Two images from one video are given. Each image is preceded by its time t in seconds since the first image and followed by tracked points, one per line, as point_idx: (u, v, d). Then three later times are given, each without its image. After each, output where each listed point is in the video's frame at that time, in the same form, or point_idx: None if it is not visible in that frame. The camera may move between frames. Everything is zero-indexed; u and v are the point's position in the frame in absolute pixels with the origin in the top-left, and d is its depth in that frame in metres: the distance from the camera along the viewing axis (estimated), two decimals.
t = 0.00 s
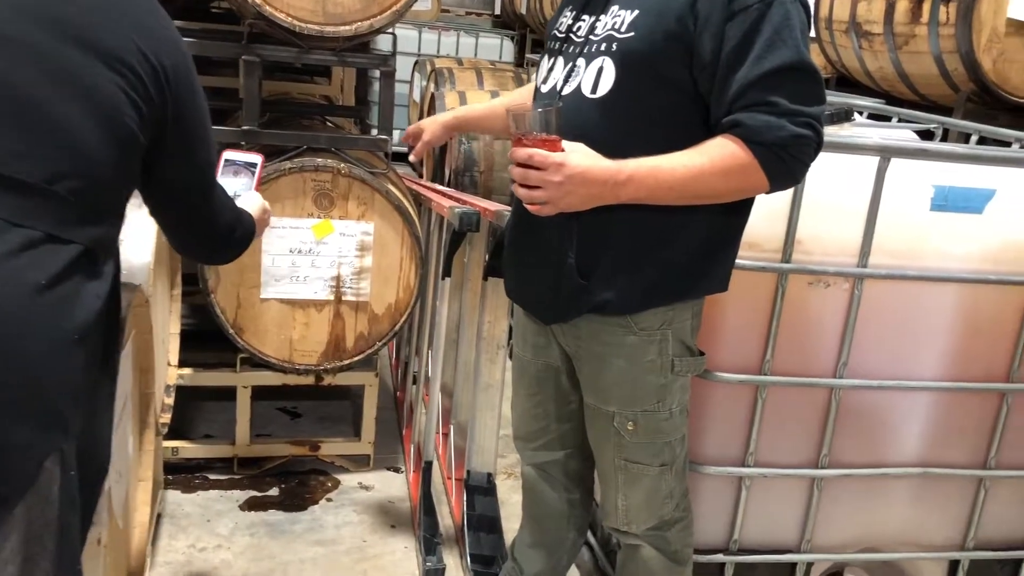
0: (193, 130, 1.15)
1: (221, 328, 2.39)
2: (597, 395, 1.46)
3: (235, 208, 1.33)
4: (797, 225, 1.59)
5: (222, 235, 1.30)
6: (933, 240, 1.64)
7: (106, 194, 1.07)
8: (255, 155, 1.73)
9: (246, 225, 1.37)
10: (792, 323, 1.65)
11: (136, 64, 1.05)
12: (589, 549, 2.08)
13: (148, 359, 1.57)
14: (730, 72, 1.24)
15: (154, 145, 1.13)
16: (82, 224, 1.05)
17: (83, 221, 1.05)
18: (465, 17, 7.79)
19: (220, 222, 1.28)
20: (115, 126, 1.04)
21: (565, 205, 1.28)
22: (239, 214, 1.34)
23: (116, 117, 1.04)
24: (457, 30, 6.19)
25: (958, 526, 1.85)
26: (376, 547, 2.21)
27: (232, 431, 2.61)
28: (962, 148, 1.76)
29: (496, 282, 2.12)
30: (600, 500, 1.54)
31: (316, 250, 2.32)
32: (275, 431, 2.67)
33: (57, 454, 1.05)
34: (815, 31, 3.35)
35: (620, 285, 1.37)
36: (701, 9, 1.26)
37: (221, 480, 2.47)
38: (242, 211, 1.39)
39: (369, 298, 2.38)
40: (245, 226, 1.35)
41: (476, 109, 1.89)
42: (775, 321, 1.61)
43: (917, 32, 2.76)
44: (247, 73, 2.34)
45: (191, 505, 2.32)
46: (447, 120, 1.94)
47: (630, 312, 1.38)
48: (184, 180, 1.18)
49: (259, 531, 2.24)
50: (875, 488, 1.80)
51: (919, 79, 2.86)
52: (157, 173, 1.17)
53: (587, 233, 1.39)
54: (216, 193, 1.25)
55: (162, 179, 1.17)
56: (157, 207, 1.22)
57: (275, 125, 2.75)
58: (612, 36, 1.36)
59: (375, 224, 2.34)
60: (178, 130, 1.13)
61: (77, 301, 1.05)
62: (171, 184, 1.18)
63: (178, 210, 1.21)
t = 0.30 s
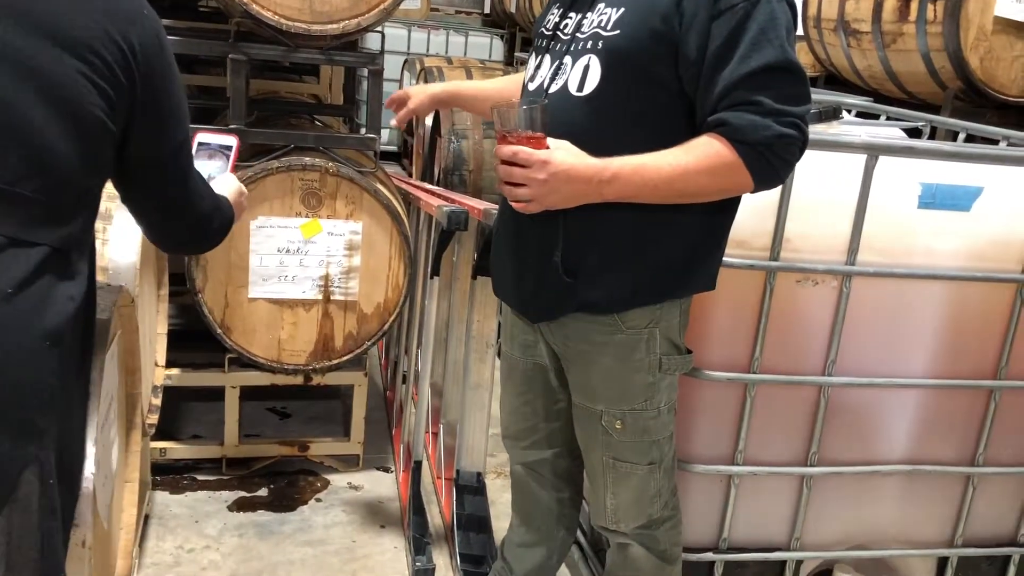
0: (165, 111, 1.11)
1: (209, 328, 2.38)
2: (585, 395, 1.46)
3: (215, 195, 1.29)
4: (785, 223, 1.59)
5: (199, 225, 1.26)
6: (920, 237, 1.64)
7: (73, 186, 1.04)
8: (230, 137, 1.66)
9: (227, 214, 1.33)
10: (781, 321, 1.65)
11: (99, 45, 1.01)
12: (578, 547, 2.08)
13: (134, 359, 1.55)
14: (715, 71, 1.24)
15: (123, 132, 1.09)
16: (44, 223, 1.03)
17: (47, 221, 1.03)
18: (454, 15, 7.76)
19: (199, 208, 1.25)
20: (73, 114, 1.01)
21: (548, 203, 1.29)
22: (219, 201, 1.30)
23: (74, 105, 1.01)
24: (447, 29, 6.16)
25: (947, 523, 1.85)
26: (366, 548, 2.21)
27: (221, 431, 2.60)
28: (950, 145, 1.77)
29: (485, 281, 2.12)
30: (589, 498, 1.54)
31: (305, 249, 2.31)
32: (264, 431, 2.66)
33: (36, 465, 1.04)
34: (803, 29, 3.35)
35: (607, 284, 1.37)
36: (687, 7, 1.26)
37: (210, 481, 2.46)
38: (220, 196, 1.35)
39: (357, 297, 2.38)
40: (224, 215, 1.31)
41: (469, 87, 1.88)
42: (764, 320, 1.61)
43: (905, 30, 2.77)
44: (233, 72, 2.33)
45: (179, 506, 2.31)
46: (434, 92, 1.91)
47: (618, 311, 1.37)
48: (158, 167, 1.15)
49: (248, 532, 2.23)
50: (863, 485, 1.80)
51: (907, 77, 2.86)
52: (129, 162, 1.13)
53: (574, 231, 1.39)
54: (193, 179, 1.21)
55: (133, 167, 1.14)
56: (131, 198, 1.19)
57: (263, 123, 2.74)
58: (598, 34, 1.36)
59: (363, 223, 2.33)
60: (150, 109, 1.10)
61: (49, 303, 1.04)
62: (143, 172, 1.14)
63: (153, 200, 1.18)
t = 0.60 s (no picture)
0: (133, 89, 1.05)
1: (205, 328, 2.38)
2: (580, 396, 1.46)
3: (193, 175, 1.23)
4: (781, 220, 1.58)
5: (175, 208, 1.20)
6: (915, 235, 1.64)
7: (31, 181, 0.98)
8: (205, 97, 1.71)
9: (202, 193, 1.27)
10: (777, 319, 1.65)
11: (50, 22, 0.94)
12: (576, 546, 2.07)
13: (129, 359, 1.52)
14: (711, 72, 1.24)
15: (85, 112, 1.03)
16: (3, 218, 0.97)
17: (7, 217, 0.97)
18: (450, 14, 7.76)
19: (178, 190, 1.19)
20: (25, 97, 0.95)
21: (545, 208, 1.27)
22: (197, 183, 1.24)
23: (25, 87, 0.94)
24: (443, 27, 6.16)
25: (944, 520, 1.85)
26: (363, 547, 2.20)
27: (216, 431, 2.60)
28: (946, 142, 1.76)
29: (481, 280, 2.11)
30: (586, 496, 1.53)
31: (300, 249, 2.30)
32: (260, 431, 2.65)
33: (6, 485, 0.99)
34: (799, 26, 3.35)
35: (603, 283, 1.37)
36: (686, 7, 1.26)
37: (206, 481, 2.45)
38: (192, 167, 1.29)
39: (353, 297, 2.37)
40: (199, 195, 1.25)
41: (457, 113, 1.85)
42: (759, 318, 1.61)
43: (900, 27, 2.77)
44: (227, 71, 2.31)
45: (175, 507, 2.31)
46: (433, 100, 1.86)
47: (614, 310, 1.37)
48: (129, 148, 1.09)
49: (244, 532, 2.23)
50: (859, 483, 1.80)
51: (902, 74, 2.86)
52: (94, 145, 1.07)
53: (568, 231, 1.38)
54: (167, 160, 1.15)
55: (102, 148, 1.08)
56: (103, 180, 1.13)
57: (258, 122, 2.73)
58: (595, 32, 1.35)
59: (359, 223, 2.33)
60: (117, 87, 1.03)
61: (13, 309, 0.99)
62: (113, 153, 1.09)
63: (124, 185, 1.12)
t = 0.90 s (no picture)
0: (70, 53, 0.86)
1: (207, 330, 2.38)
2: (593, 399, 1.45)
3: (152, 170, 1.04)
4: (782, 219, 1.58)
5: (130, 207, 1.01)
6: (916, 232, 1.64)
7: None
8: (174, 61, 1.58)
9: (163, 189, 1.07)
10: (778, 319, 1.65)
11: None
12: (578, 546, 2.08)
13: (131, 363, 1.52)
14: (741, 71, 1.25)
15: (14, 95, 0.84)
16: None
17: None
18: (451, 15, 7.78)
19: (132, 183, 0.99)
20: None
21: (577, 196, 1.24)
22: (158, 180, 1.05)
23: None
24: (444, 28, 6.17)
25: (947, 518, 1.86)
26: (366, 549, 2.21)
27: (220, 433, 2.60)
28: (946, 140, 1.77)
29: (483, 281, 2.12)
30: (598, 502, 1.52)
31: (301, 251, 2.31)
32: (263, 433, 2.66)
33: None
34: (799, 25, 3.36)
35: (622, 283, 1.36)
36: (712, 8, 1.26)
37: (210, 484, 2.46)
38: (152, 155, 1.09)
39: (355, 298, 2.37)
40: (159, 191, 1.06)
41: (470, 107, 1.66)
42: (761, 317, 1.61)
43: (900, 25, 2.77)
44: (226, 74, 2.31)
45: (178, 510, 2.31)
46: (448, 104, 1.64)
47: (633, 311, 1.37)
48: (67, 126, 0.89)
49: (248, 534, 2.23)
50: (862, 481, 1.80)
51: (902, 72, 2.86)
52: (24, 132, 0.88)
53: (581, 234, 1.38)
54: (122, 144, 0.96)
55: (37, 126, 0.88)
56: (43, 169, 0.93)
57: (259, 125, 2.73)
58: (613, 34, 1.34)
59: (360, 224, 2.33)
60: (47, 49, 0.84)
61: None
62: (48, 132, 0.89)
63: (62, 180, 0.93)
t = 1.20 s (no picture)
0: None
1: (216, 337, 2.40)
2: (620, 409, 1.43)
3: (78, 173, 0.91)
4: (788, 219, 1.59)
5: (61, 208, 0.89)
6: (922, 230, 1.64)
7: None
8: (137, 17, 1.36)
9: (106, 184, 0.95)
10: (785, 318, 1.66)
11: None
12: (590, 549, 2.09)
13: (142, 372, 1.52)
14: (778, 76, 1.25)
15: None
16: None
17: None
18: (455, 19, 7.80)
19: (52, 186, 0.87)
20: None
21: (633, 154, 1.17)
22: (90, 182, 0.92)
23: None
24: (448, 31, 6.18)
25: (957, 516, 1.85)
26: (378, 553, 2.22)
27: (231, 439, 2.62)
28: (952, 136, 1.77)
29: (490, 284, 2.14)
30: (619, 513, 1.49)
31: (309, 257, 2.32)
32: (274, 439, 2.67)
33: None
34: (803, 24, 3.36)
35: (655, 287, 1.34)
36: (750, 15, 1.25)
37: (222, 490, 2.47)
38: (90, 144, 0.97)
39: (363, 304, 2.38)
40: (97, 191, 0.93)
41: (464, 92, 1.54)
42: (769, 317, 1.61)
43: (904, 22, 2.78)
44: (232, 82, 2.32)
45: (190, 516, 2.32)
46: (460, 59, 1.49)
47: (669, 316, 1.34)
48: None
49: (260, 539, 2.24)
50: (872, 479, 1.80)
51: (906, 69, 2.86)
52: None
53: (609, 241, 1.34)
54: (36, 136, 0.84)
55: None
56: None
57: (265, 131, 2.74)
58: (647, 38, 1.29)
59: (367, 230, 2.34)
60: None
61: None
62: None
63: None
